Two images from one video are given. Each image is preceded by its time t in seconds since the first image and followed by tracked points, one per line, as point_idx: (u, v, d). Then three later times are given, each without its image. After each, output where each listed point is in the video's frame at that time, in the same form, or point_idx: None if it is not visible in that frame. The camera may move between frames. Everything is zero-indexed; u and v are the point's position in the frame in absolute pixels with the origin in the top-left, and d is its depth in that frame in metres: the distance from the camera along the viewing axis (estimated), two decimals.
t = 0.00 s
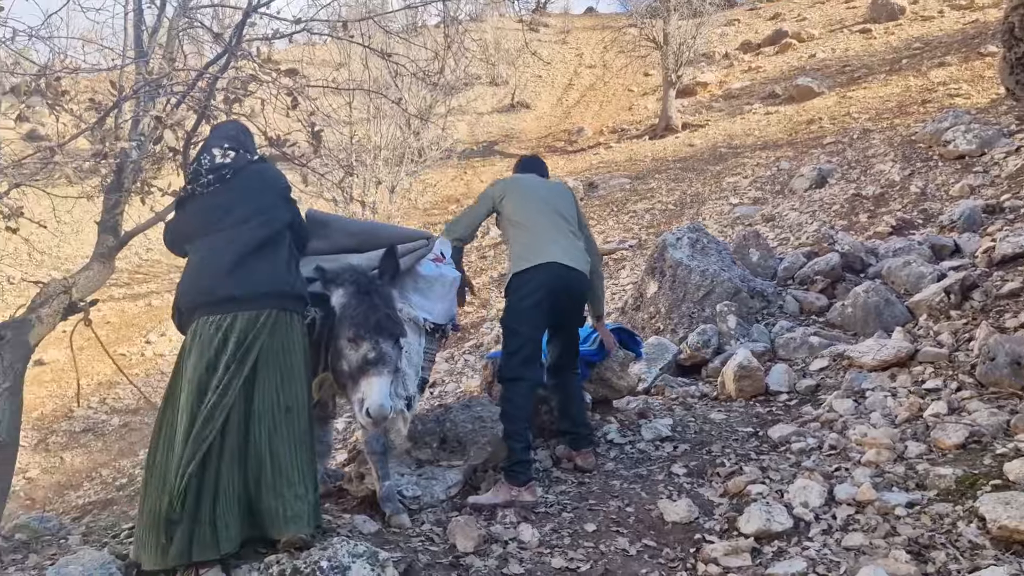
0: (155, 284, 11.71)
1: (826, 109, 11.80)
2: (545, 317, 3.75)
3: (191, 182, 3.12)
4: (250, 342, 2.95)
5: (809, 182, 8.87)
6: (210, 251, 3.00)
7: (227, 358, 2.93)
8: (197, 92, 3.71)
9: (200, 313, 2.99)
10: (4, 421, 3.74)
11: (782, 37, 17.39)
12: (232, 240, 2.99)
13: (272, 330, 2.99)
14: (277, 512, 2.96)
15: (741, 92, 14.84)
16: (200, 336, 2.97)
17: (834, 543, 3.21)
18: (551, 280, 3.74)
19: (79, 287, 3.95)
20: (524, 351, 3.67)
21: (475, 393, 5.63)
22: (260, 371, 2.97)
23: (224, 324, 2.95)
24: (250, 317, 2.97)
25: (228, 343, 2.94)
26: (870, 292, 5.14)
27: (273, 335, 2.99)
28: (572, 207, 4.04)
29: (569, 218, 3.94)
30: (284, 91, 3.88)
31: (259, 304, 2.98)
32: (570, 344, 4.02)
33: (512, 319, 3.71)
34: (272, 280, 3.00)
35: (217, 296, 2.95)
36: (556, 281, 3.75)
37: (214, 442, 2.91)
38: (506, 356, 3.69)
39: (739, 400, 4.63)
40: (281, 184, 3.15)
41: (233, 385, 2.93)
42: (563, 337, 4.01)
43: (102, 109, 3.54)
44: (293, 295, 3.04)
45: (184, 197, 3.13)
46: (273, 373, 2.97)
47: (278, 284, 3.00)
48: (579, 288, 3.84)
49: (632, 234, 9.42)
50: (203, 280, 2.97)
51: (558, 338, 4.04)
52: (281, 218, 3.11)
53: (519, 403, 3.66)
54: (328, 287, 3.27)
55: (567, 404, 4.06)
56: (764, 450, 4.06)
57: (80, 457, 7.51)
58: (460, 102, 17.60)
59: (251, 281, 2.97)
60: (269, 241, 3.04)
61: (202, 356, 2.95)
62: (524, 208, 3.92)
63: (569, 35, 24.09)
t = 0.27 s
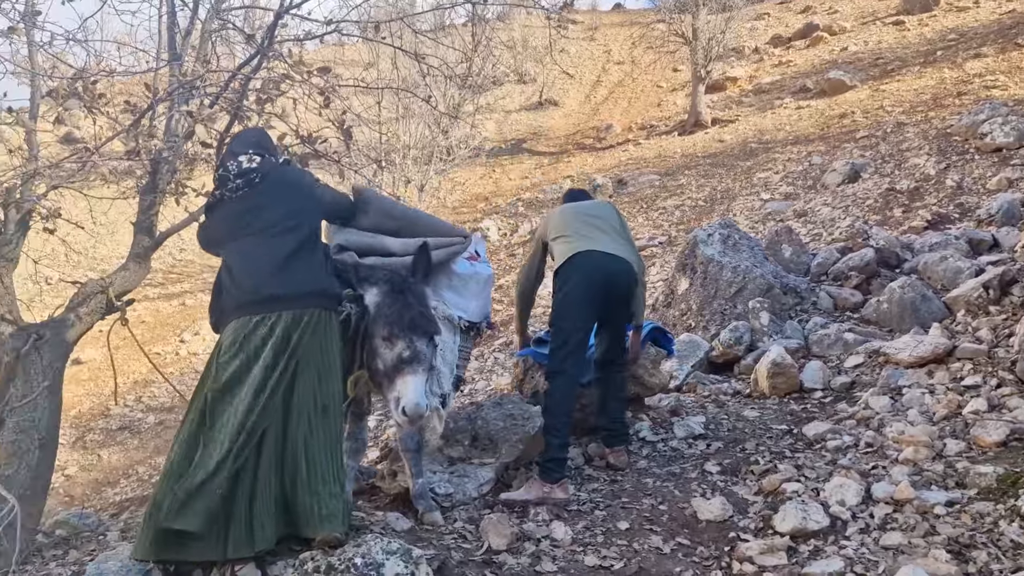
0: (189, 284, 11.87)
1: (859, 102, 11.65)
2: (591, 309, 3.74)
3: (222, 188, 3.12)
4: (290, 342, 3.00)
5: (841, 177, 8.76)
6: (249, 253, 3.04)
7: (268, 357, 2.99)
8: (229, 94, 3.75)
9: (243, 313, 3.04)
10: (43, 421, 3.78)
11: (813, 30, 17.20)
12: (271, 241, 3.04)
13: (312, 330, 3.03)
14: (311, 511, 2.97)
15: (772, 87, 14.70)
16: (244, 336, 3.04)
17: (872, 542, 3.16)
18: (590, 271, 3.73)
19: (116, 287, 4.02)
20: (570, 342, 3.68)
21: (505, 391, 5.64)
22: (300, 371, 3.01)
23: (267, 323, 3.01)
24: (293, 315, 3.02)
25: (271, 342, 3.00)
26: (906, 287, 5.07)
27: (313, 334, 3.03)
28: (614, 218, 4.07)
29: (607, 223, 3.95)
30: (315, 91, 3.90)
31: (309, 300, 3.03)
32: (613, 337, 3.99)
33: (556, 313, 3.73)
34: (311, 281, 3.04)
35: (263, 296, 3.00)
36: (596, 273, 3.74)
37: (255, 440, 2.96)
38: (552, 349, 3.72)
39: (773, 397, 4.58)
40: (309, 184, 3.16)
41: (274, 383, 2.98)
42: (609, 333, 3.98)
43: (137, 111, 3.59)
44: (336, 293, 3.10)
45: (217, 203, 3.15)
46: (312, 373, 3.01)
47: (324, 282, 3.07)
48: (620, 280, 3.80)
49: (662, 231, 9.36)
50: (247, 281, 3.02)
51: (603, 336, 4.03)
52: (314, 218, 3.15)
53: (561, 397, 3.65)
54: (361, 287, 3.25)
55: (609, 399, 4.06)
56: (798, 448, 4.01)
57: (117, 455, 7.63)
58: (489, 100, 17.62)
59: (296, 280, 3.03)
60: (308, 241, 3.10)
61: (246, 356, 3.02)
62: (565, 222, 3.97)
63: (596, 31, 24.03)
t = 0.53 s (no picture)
0: (212, 283, 11.96)
1: (883, 96, 11.53)
2: (617, 308, 3.72)
3: (263, 186, 3.20)
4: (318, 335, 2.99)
5: (865, 172, 8.67)
6: (286, 247, 3.08)
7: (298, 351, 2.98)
8: (252, 93, 3.76)
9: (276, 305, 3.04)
10: (71, 419, 3.81)
11: (836, 24, 17.05)
12: (308, 237, 3.09)
13: (340, 324, 3.01)
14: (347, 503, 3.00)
15: (794, 82, 14.59)
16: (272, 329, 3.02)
17: (900, 541, 3.13)
18: (618, 271, 3.71)
19: (142, 286, 4.06)
20: (594, 341, 3.67)
21: (527, 388, 5.63)
22: (328, 365, 3.00)
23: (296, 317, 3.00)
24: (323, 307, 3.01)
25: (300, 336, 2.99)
26: (933, 283, 5.00)
27: (341, 327, 3.01)
28: (641, 213, 4.07)
29: (634, 218, 3.95)
30: (337, 89, 3.91)
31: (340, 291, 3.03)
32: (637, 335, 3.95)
33: (583, 312, 3.72)
34: (337, 277, 3.03)
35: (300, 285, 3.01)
36: (623, 271, 3.71)
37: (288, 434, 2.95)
38: (577, 347, 3.71)
39: (797, 394, 4.54)
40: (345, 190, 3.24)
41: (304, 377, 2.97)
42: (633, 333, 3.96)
43: (162, 111, 3.60)
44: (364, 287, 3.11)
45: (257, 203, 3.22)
46: (340, 367, 3.00)
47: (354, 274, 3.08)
48: (648, 278, 3.78)
49: (683, 228, 9.32)
50: (284, 272, 3.04)
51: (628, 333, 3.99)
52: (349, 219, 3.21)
53: (585, 393, 3.63)
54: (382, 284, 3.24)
55: (631, 397, 4.04)
56: (824, 445, 3.98)
57: (143, 452, 7.71)
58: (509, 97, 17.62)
59: (327, 272, 3.04)
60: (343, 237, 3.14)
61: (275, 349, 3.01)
62: (591, 217, 3.98)
63: (616, 28, 23.96)
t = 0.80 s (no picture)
0: (228, 281, 12.02)
1: (900, 92, 11.44)
2: (628, 307, 3.73)
3: (281, 178, 3.20)
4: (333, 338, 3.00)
5: (883, 168, 8.61)
6: (302, 244, 3.08)
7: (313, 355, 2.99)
8: (269, 91, 3.77)
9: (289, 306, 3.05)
10: (91, 415, 3.84)
11: (853, 20, 16.94)
12: (324, 234, 3.09)
13: (354, 327, 3.03)
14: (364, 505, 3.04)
15: (810, 78, 14.51)
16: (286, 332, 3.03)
17: (920, 540, 3.11)
18: (630, 270, 3.71)
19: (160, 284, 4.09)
20: (607, 340, 3.66)
21: (543, 386, 5.63)
22: (344, 367, 3.02)
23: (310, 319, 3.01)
24: (336, 311, 3.02)
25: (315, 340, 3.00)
26: (953, 280, 4.96)
27: (355, 331, 3.03)
28: (655, 202, 4.07)
29: (648, 210, 3.94)
30: (353, 87, 3.91)
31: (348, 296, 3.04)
32: (649, 333, 3.96)
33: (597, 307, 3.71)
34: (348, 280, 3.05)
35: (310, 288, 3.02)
36: (635, 271, 3.72)
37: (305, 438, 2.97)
38: (590, 345, 3.70)
39: (815, 391, 4.52)
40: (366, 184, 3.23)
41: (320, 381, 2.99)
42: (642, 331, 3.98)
43: (180, 109, 3.62)
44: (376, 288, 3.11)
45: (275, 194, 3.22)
46: (356, 369, 3.02)
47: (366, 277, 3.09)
48: (662, 276, 3.79)
49: (699, 225, 9.28)
50: (298, 271, 3.06)
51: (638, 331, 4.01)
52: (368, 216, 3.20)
53: (601, 391, 3.63)
54: (400, 283, 3.27)
55: (646, 395, 4.03)
56: (843, 443, 3.95)
57: (161, 449, 7.77)
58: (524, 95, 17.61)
59: (341, 273, 3.05)
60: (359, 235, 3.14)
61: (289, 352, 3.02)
62: (604, 205, 3.97)
63: (631, 24, 23.91)
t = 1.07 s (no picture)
0: (238, 278, 12.05)
1: (911, 88, 11.39)
2: (636, 304, 3.70)
3: (279, 171, 3.15)
4: (332, 336, 2.99)
5: (893, 164, 8.57)
6: (299, 240, 3.06)
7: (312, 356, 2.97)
8: (279, 88, 3.77)
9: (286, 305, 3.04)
10: (103, 412, 3.86)
11: (863, 16, 16.87)
12: (321, 231, 3.06)
13: (353, 325, 3.01)
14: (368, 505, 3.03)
15: (820, 74, 14.45)
16: (286, 332, 3.03)
17: (932, 537, 3.10)
18: (638, 267, 3.68)
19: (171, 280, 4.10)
20: (616, 337, 3.65)
21: (552, 382, 5.62)
22: (344, 364, 3.00)
23: (308, 319, 2.99)
24: (332, 310, 3.00)
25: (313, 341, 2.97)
26: (964, 277, 4.94)
27: (354, 331, 3.01)
28: (660, 189, 4.02)
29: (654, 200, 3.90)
30: (363, 84, 3.91)
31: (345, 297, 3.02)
32: (656, 330, 3.97)
33: (603, 304, 3.70)
34: (348, 278, 3.02)
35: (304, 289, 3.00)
36: (643, 266, 3.69)
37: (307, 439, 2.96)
38: (598, 342, 3.68)
39: (826, 388, 4.50)
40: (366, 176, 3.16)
41: (321, 382, 2.98)
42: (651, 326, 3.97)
43: (190, 106, 3.63)
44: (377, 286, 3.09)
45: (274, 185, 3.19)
46: (356, 366, 3.00)
47: (363, 275, 3.05)
48: (669, 272, 3.76)
49: (708, 222, 9.26)
50: (295, 269, 3.04)
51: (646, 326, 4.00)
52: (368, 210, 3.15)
53: (610, 387, 3.63)
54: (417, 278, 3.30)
55: (656, 393, 4.01)
56: (854, 441, 3.94)
57: (171, 445, 7.80)
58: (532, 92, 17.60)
59: (341, 272, 3.03)
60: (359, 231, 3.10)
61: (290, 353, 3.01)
62: (610, 196, 3.92)
63: (639, 21, 23.86)
